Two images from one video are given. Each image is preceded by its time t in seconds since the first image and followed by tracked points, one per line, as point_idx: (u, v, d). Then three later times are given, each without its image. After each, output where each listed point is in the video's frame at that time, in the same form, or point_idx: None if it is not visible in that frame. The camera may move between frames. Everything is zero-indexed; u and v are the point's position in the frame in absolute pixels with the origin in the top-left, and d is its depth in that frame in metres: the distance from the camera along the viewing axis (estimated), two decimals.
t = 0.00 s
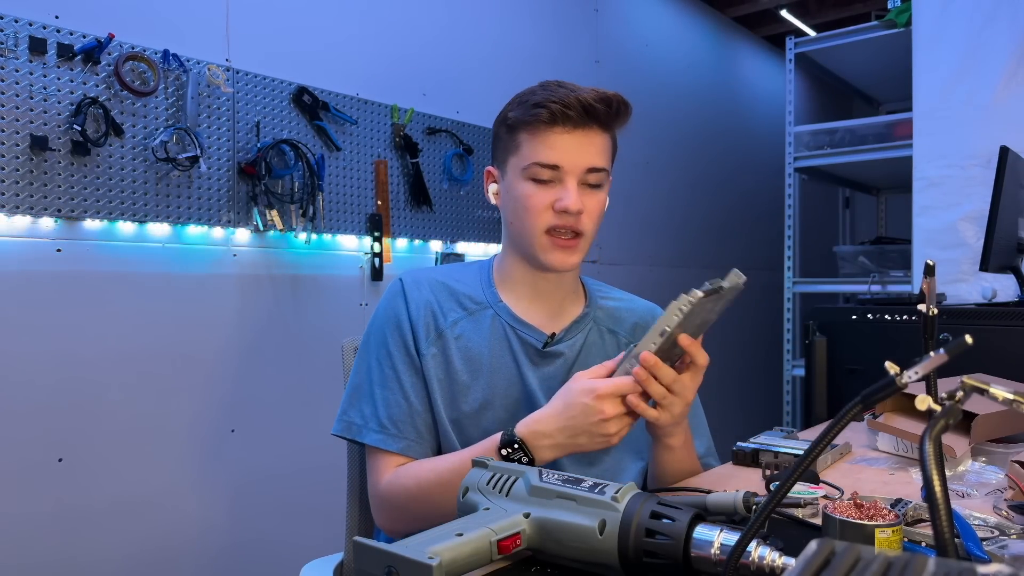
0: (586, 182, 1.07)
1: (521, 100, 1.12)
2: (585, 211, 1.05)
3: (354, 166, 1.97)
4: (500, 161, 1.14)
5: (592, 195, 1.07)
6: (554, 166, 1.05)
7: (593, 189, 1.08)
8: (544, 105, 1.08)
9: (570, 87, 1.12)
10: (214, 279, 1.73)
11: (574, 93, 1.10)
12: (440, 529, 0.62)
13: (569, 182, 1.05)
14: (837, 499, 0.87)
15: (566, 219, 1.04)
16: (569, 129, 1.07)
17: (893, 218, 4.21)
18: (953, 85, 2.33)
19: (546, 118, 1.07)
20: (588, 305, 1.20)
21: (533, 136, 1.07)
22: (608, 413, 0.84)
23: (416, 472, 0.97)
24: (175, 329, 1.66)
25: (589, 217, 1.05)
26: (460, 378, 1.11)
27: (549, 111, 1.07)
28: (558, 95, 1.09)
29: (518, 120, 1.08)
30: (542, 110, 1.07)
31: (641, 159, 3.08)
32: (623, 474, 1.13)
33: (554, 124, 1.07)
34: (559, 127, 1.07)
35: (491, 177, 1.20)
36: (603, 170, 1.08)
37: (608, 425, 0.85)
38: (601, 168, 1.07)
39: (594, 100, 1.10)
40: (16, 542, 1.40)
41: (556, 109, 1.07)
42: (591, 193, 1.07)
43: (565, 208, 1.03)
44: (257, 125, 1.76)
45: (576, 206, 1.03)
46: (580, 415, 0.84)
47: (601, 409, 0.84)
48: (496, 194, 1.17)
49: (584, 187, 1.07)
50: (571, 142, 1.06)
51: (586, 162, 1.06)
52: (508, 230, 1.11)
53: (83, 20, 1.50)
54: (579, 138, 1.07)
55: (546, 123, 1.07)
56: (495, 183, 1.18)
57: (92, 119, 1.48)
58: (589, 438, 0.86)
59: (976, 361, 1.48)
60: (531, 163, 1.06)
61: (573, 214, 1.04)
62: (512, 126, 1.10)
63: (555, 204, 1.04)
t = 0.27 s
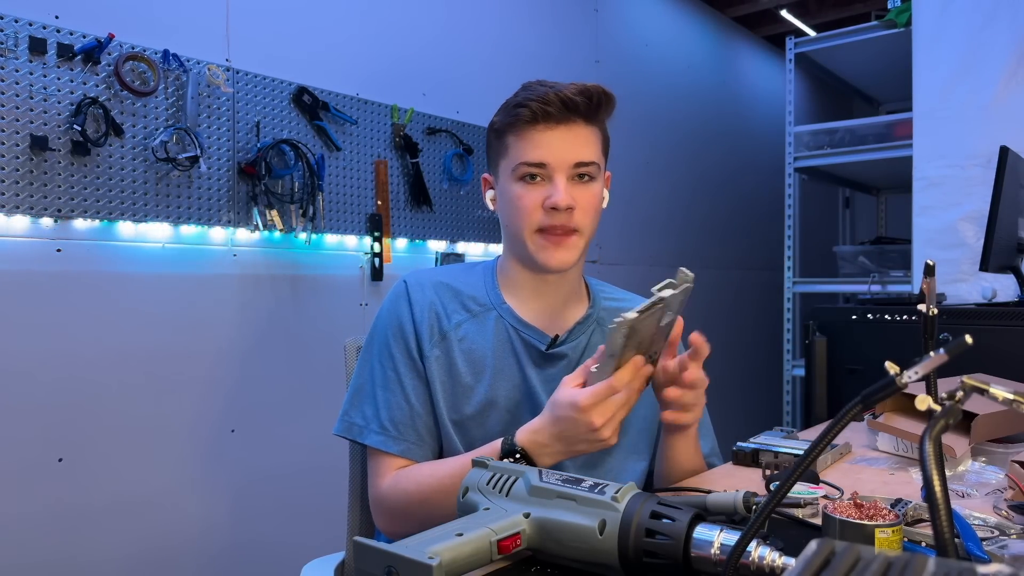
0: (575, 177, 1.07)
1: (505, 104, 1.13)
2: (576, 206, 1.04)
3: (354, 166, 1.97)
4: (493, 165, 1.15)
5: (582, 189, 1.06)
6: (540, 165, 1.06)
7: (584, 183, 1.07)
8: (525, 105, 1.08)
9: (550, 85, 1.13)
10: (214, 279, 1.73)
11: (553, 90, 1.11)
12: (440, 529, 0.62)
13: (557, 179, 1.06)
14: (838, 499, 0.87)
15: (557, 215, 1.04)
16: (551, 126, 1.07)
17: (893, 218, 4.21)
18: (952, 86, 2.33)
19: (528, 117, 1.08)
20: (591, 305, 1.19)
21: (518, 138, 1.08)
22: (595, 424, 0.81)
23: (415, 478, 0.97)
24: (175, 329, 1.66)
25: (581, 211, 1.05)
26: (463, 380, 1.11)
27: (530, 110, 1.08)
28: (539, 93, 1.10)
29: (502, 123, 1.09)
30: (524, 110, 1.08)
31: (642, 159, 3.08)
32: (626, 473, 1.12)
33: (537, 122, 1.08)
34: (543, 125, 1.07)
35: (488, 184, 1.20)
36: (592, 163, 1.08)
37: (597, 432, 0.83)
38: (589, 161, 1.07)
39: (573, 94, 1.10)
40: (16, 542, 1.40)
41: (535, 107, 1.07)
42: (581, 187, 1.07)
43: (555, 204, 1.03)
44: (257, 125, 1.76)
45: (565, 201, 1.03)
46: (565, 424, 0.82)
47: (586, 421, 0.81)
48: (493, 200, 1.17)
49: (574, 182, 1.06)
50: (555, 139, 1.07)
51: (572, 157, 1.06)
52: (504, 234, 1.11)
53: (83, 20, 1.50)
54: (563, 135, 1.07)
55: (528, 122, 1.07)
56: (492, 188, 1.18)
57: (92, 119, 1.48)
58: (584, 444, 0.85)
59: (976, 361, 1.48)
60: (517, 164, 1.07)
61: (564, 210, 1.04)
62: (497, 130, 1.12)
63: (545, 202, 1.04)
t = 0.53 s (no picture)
0: (576, 182, 1.07)
1: (504, 110, 1.13)
2: (578, 211, 1.04)
3: (354, 166, 1.97)
4: (494, 171, 1.15)
5: (583, 194, 1.06)
6: (541, 171, 1.06)
7: (585, 188, 1.07)
8: (524, 111, 1.08)
9: (550, 90, 1.13)
10: (214, 279, 1.73)
11: (553, 95, 1.10)
12: (439, 529, 0.62)
13: (558, 185, 1.06)
14: (838, 499, 0.87)
15: (559, 221, 1.04)
16: (551, 132, 1.07)
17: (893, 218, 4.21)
18: (953, 86, 2.33)
19: (527, 123, 1.07)
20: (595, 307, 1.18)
21: (518, 144, 1.08)
22: (539, 435, 0.75)
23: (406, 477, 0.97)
24: (175, 329, 1.66)
25: (582, 217, 1.05)
26: (465, 380, 1.12)
27: (529, 116, 1.07)
28: (537, 99, 1.10)
29: (502, 129, 1.09)
30: (523, 116, 1.08)
31: (642, 159, 3.08)
32: (628, 473, 1.10)
33: (537, 128, 1.07)
34: (542, 131, 1.07)
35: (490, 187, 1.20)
36: (593, 168, 1.07)
37: (545, 442, 0.76)
38: (590, 166, 1.07)
39: (573, 99, 1.10)
40: (15, 543, 1.40)
41: (535, 113, 1.07)
42: (582, 193, 1.06)
43: (556, 211, 1.03)
44: (257, 125, 1.76)
45: (566, 208, 1.03)
46: (513, 428, 0.77)
47: (531, 429, 0.75)
48: (495, 203, 1.17)
49: (575, 188, 1.06)
50: (555, 146, 1.06)
51: (572, 162, 1.06)
52: (506, 239, 1.11)
53: (84, 20, 1.50)
54: (563, 140, 1.07)
55: (527, 128, 1.07)
56: (492, 191, 1.18)
57: (92, 119, 1.48)
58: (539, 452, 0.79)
59: (976, 361, 1.48)
60: (517, 170, 1.07)
61: (565, 216, 1.03)
62: (497, 136, 1.12)
63: (546, 208, 1.04)
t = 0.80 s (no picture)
0: (578, 180, 1.07)
1: (507, 107, 1.13)
2: (578, 210, 1.04)
3: (354, 166, 1.97)
4: (496, 168, 1.16)
5: (584, 193, 1.06)
6: (542, 169, 1.06)
7: (587, 187, 1.07)
8: (526, 108, 1.08)
9: (553, 87, 1.13)
10: (214, 279, 1.73)
11: (555, 93, 1.11)
12: (440, 529, 0.62)
13: (558, 183, 1.06)
14: (838, 499, 0.87)
15: (559, 219, 1.04)
16: (553, 130, 1.07)
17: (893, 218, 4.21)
18: (952, 86, 2.33)
19: (528, 121, 1.08)
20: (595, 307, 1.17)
21: (520, 141, 1.08)
22: (533, 391, 0.80)
23: (403, 472, 0.98)
24: (175, 329, 1.66)
25: (582, 215, 1.05)
26: (465, 381, 1.12)
27: (531, 113, 1.08)
28: (541, 96, 1.10)
29: (504, 126, 1.10)
30: (525, 113, 1.08)
31: (641, 159, 3.08)
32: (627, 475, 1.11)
33: (539, 125, 1.08)
34: (544, 129, 1.07)
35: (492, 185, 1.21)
36: (594, 166, 1.07)
37: (536, 404, 0.81)
38: (592, 165, 1.07)
39: (575, 97, 1.10)
40: (16, 543, 1.40)
41: (537, 110, 1.07)
42: (583, 191, 1.06)
43: (556, 209, 1.03)
44: (257, 125, 1.76)
45: (566, 206, 1.03)
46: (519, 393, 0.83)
47: (531, 386, 0.81)
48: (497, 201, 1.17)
49: (576, 186, 1.06)
50: (557, 143, 1.07)
51: (573, 161, 1.06)
52: (507, 236, 1.11)
53: (84, 20, 1.50)
54: (565, 139, 1.07)
55: (529, 125, 1.08)
56: (495, 189, 1.19)
57: (92, 119, 1.48)
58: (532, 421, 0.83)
59: (976, 361, 1.48)
60: (518, 168, 1.07)
61: (565, 214, 1.03)
62: (500, 134, 1.12)
63: (546, 206, 1.04)
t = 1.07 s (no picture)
0: (576, 178, 1.07)
1: (509, 104, 1.14)
2: (575, 207, 1.04)
3: (354, 166, 1.97)
4: (497, 166, 1.16)
5: (582, 190, 1.06)
6: (541, 165, 1.06)
7: (585, 184, 1.07)
8: (527, 105, 1.09)
9: (554, 85, 1.14)
10: (214, 279, 1.73)
11: (556, 91, 1.11)
12: (440, 529, 0.62)
13: (556, 180, 1.06)
14: (838, 499, 0.87)
15: (555, 215, 1.04)
16: (552, 126, 1.08)
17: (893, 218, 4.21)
18: (952, 86, 2.33)
19: (528, 116, 1.09)
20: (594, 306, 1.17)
21: (520, 137, 1.09)
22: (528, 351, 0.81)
23: (406, 460, 0.97)
24: (175, 329, 1.66)
25: (579, 212, 1.05)
26: (466, 378, 1.12)
27: (532, 110, 1.09)
28: (542, 94, 1.11)
29: (505, 123, 1.11)
30: (525, 109, 1.09)
31: (641, 159, 3.08)
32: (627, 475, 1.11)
33: (538, 121, 1.08)
34: (544, 126, 1.08)
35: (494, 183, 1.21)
36: (593, 164, 1.07)
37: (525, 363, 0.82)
38: (590, 162, 1.07)
39: (575, 95, 1.11)
40: (16, 543, 1.40)
41: (537, 106, 1.08)
42: (582, 188, 1.06)
43: (553, 204, 1.03)
44: (257, 125, 1.76)
45: (563, 202, 1.03)
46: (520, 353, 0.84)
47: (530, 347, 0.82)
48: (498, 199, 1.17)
49: (574, 183, 1.06)
50: (556, 140, 1.07)
51: (572, 158, 1.06)
52: (506, 233, 1.11)
53: (84, 20, 1.50)
54: (565, 136, 1.07)
55: (529, 121, 1.08)
56: (497, 187, 1.18)
57: (92, 119, 1.48)
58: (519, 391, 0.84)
59: (976, 361, 1.48)
60: (518, 165, 1.08)
61: (562, 210, 1.03)
62: (502, 131, 1.13)
63: (544, 202, 1.04)
